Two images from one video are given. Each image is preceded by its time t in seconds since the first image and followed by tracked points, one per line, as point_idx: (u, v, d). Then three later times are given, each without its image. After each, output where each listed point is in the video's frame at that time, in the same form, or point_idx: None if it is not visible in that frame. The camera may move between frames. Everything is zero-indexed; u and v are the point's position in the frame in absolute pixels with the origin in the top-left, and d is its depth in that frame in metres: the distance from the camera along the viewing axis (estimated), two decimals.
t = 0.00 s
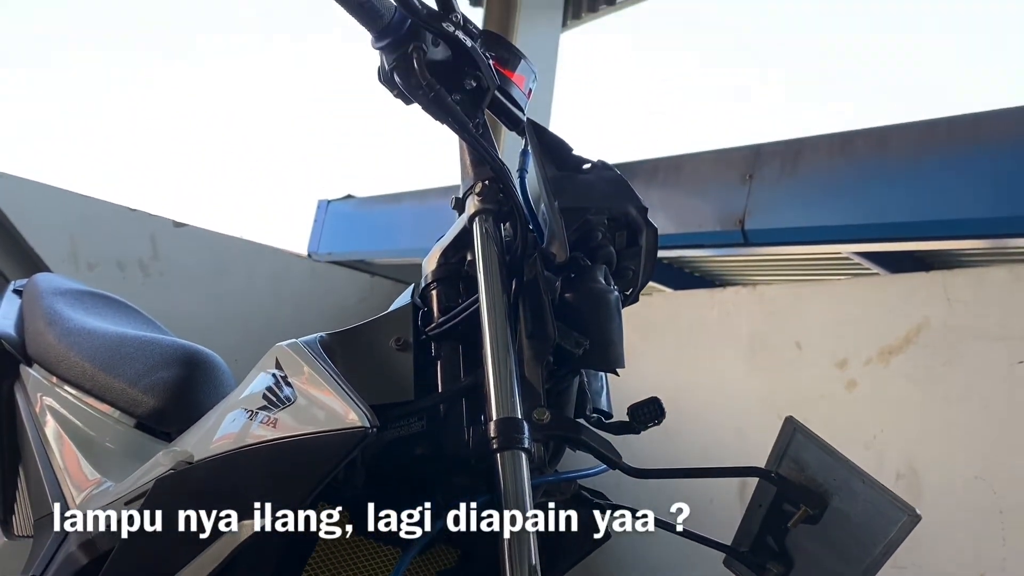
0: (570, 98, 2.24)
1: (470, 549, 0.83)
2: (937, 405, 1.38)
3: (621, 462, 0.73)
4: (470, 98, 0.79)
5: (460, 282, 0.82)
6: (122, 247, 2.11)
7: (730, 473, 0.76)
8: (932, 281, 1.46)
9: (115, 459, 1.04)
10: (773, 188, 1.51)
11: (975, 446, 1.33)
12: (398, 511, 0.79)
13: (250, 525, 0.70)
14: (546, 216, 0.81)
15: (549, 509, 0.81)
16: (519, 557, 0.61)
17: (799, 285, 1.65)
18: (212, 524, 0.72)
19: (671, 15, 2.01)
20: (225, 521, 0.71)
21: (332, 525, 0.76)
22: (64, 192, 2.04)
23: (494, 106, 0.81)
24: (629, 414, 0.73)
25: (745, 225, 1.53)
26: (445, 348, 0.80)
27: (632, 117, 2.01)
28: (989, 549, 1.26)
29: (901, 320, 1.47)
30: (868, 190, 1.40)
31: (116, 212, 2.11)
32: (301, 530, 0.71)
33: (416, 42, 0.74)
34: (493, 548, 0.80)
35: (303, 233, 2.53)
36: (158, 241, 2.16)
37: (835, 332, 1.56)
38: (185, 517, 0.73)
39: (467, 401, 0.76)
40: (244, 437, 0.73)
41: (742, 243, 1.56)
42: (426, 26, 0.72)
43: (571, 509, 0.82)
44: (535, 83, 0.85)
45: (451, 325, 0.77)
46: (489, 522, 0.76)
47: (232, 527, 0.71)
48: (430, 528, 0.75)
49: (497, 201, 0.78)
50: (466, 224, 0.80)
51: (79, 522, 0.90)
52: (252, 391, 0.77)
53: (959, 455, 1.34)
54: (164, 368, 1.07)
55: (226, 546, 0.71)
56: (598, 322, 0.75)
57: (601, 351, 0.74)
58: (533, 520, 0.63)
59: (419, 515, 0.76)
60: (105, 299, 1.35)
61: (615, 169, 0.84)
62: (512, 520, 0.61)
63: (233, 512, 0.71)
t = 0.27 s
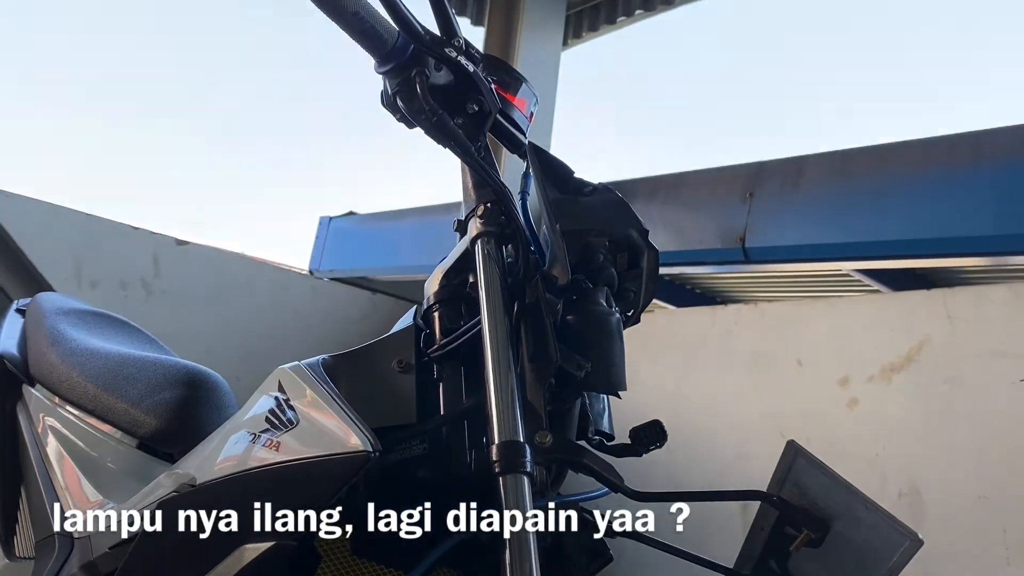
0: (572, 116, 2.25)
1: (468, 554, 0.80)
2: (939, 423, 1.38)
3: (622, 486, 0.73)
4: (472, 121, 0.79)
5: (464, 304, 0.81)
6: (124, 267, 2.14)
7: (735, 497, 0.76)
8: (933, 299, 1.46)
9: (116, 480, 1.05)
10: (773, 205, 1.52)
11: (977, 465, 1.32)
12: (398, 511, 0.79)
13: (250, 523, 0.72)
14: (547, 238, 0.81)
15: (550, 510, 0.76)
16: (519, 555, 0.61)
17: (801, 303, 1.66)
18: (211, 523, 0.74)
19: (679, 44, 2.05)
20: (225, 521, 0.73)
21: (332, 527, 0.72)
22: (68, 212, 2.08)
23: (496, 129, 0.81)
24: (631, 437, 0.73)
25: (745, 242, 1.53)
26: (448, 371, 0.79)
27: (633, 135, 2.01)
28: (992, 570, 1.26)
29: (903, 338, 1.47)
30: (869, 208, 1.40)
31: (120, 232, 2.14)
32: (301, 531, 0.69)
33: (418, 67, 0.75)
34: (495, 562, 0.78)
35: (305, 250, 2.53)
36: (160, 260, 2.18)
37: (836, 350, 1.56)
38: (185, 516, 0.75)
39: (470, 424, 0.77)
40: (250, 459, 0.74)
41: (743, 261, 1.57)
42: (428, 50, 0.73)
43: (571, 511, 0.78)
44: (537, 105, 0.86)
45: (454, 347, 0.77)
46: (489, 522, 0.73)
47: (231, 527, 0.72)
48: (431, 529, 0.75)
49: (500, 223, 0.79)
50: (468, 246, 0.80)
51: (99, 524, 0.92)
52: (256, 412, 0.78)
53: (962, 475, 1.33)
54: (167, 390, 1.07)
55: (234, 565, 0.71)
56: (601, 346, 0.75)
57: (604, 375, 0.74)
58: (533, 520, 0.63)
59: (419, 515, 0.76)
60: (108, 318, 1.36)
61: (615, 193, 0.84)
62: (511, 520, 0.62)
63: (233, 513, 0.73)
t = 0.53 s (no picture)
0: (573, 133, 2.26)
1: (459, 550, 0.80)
2: (940, 441, 1.38)
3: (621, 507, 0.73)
4: (474, 146, 0.80)
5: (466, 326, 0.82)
6: (126, 284, 2.14)
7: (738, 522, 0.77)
8: (933, 317, 1.46)
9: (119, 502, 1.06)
10: (774, 223, 1.53)
11: (979, 483, 1.32)
12: (397, 511, 0.78)
13: (250, 523, 0.74)
14: (547, 260, 0.82)
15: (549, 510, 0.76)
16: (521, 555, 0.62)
17: (801, 321, 1.66)
18: (211, 523, 0.76)
19: (679, 74, 2.08)
20: (225, 520, 0.75)
21: (333, 526, 0.71)
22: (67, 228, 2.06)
23: (499, 153, 0.82)
24: (632, 460, 0.74)
25: (745, 259, 1.54)
26: (450, 393, 0.80)
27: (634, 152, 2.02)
28: None
29: (903, 356, 1.48)
30: (869, 225, 1.41)
31: (122, 249, 2.13)
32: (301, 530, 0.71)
33: (421, 92, 0.76)
34: None
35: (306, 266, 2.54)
36: (162, 277, 2.18)
37: (837, 367, 1.56)
38: (186, 516, 0.77)
39: (472, 446, 0.78)
40: (254, 483, 0.75)
41: (744, 278, 1.57)
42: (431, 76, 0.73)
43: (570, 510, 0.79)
44: (538, 129, 0.87)
45: (456, 369, 0.77)
46: (489, 521, 0.74)
47: (231, 527, 0.74)
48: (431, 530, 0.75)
49: (502, 246, 0.79)
50: (470, 269, 0.80)
51: (123, 528, 0.97)
52: (258, 434, 0.79)
53: (964, 493, 1.33)
54: (171, 410, 1.07)
55: None
56: (602, 369, 0.75)
57: (606, 397, 0.74)
58: (532, 521, 0.65)
59: (419, 515, 0.76)
60: (111, 337, 1.36)
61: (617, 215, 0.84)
62: (512, 520, 0.63)
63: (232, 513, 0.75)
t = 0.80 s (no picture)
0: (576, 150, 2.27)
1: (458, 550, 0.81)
2: (942, 458, 1.38)
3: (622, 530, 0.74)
4: (475, 168, 0.81)
5: (466, 346, 0.82)
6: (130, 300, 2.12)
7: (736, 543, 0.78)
8: (934, 335, 1.47)
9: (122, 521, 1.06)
10: (775, 240, 1.53)
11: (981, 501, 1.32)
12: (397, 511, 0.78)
13: (250, 523, 0.76)
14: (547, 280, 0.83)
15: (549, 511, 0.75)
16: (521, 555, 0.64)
17: (803, 338, 1.66)
18: (211, 523, 0.78)
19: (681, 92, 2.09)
20: (225, 521, 0.77)
21: (333, 525, 0.72)
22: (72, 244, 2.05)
23: (500, 175, 0.82)
24: (632, 483, 0.74)
25: (746, 276, 1.55)
26: (451, 415, 0.81)
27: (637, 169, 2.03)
28: None
29: (905, 374, 1.48)
30: (869, 243, 1.41)
31: (125, 264, 2.12)
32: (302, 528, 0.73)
33: (423, 116, 0.76)
34: None
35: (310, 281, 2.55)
36: (166, 293, 2.17)
37: (839, 384, 1.57)
38: (186, 518, 0.80)
39: (473, 467, 0.78)
40: (256, 504, 0.76)
41: (745, 295, 1.58)
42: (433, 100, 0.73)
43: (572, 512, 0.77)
44: (538, 151, 0.88)
45: (457, 390, 0.78)
46: (489, 521, 0.75)
47: (231, 527, 0.77)
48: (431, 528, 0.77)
49: (503, 267, 0.80)
50: (471, 290, 0.80)
51: (124, 527, 1.02)
52: (260, 454, 0.79)
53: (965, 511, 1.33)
54: (174, 428, 1.07)
55: None
56: (602, 392, 0.76)
57: (604, 419, 0.75)
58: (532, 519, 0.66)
59: (419, 514, 0.78)
60: (115, 355, 1.37)
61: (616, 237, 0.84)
62: (512, 519, 0.64)
63: (233, 513, 0.78)
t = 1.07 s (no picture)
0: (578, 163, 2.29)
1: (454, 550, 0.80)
2: (944, 474, 1.38)
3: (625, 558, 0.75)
4: (478, 191, 0.81)
5: (468, 367, 0.82)
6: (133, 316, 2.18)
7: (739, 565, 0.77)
8: (936, 351, 1.47)
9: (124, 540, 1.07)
10: (776, 255, 1.54)
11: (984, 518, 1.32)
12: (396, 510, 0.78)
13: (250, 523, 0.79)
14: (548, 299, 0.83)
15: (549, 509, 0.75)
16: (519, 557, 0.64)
17: (805, 354, 1.67)
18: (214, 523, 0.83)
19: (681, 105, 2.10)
20: (226, 520, 0.82)
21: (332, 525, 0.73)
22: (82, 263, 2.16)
23: (502, 198, 0.83)
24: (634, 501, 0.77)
25: (748, 291, 1.55)
26: (454, 438, 0.80)
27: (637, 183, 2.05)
28: None
29: (906, 390, 1.48)
30: (870, 258, 1.42)
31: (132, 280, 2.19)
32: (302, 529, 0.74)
33: (427, 140, 0.77)
34: None
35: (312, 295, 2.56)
36: (169, 308, 2.21)
37: (840, 401, 1.57)
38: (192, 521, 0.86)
39: (475, 488, 0.78)
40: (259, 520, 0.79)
41: (746, 310, 1.58)
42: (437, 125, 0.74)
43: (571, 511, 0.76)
44: (538, 173, 0.88)
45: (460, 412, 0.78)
46: (489, 522, 0.73)
47: (231, 527, 0.81)
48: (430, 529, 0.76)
49: (504, 289, 0.80)
50: (473, 312, 0.81)
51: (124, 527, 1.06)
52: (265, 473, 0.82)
53: (968, 528, 1.33)
54: (175, 447, 1.08)
55: None
56: (602, 414, 0.76)
57: (605, 442, 0.75)
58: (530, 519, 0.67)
59: (419, 515, 0.76)
60: (118, 373, 1.38)
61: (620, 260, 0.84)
62: (511, 519, 0.65)
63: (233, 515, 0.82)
